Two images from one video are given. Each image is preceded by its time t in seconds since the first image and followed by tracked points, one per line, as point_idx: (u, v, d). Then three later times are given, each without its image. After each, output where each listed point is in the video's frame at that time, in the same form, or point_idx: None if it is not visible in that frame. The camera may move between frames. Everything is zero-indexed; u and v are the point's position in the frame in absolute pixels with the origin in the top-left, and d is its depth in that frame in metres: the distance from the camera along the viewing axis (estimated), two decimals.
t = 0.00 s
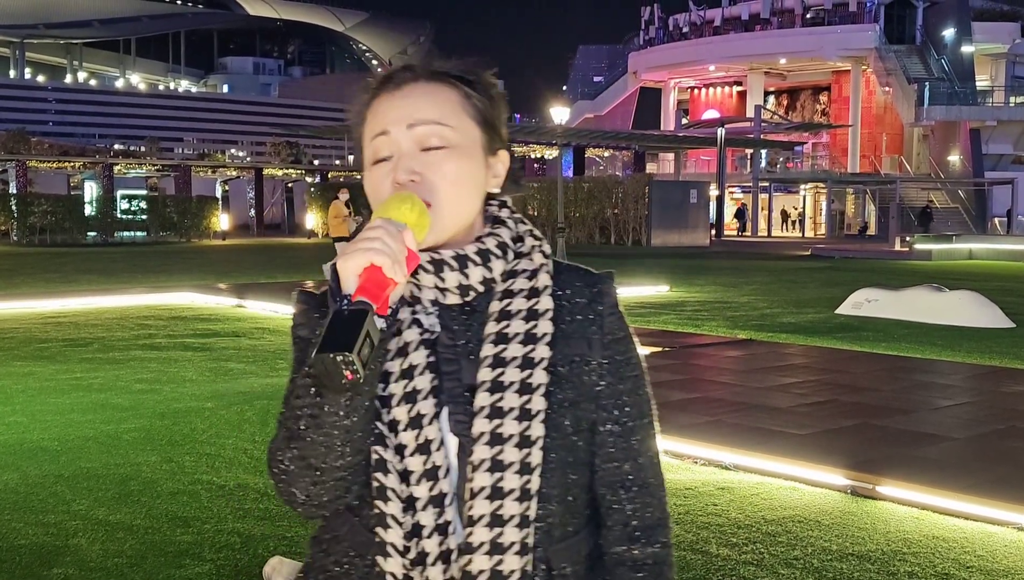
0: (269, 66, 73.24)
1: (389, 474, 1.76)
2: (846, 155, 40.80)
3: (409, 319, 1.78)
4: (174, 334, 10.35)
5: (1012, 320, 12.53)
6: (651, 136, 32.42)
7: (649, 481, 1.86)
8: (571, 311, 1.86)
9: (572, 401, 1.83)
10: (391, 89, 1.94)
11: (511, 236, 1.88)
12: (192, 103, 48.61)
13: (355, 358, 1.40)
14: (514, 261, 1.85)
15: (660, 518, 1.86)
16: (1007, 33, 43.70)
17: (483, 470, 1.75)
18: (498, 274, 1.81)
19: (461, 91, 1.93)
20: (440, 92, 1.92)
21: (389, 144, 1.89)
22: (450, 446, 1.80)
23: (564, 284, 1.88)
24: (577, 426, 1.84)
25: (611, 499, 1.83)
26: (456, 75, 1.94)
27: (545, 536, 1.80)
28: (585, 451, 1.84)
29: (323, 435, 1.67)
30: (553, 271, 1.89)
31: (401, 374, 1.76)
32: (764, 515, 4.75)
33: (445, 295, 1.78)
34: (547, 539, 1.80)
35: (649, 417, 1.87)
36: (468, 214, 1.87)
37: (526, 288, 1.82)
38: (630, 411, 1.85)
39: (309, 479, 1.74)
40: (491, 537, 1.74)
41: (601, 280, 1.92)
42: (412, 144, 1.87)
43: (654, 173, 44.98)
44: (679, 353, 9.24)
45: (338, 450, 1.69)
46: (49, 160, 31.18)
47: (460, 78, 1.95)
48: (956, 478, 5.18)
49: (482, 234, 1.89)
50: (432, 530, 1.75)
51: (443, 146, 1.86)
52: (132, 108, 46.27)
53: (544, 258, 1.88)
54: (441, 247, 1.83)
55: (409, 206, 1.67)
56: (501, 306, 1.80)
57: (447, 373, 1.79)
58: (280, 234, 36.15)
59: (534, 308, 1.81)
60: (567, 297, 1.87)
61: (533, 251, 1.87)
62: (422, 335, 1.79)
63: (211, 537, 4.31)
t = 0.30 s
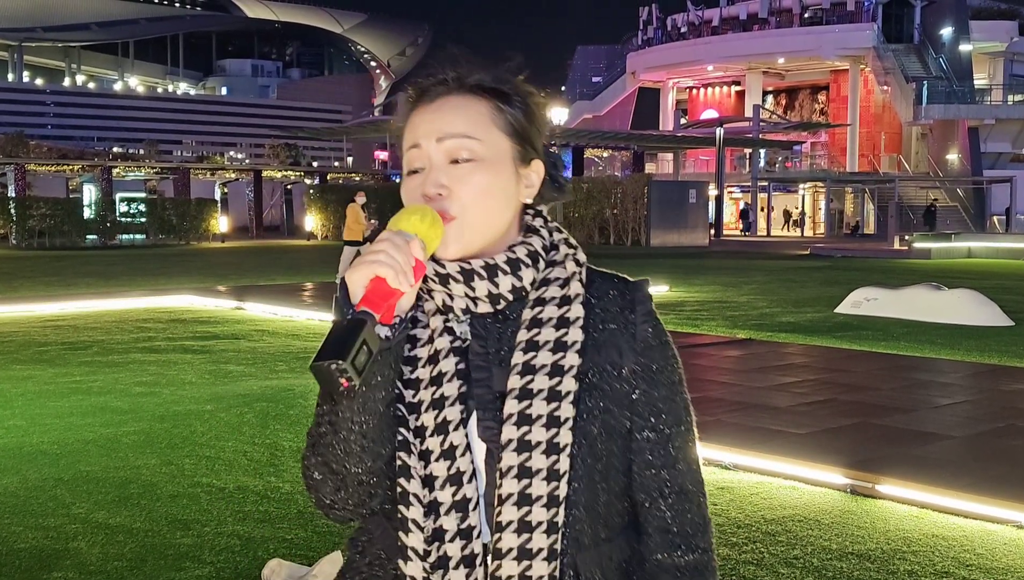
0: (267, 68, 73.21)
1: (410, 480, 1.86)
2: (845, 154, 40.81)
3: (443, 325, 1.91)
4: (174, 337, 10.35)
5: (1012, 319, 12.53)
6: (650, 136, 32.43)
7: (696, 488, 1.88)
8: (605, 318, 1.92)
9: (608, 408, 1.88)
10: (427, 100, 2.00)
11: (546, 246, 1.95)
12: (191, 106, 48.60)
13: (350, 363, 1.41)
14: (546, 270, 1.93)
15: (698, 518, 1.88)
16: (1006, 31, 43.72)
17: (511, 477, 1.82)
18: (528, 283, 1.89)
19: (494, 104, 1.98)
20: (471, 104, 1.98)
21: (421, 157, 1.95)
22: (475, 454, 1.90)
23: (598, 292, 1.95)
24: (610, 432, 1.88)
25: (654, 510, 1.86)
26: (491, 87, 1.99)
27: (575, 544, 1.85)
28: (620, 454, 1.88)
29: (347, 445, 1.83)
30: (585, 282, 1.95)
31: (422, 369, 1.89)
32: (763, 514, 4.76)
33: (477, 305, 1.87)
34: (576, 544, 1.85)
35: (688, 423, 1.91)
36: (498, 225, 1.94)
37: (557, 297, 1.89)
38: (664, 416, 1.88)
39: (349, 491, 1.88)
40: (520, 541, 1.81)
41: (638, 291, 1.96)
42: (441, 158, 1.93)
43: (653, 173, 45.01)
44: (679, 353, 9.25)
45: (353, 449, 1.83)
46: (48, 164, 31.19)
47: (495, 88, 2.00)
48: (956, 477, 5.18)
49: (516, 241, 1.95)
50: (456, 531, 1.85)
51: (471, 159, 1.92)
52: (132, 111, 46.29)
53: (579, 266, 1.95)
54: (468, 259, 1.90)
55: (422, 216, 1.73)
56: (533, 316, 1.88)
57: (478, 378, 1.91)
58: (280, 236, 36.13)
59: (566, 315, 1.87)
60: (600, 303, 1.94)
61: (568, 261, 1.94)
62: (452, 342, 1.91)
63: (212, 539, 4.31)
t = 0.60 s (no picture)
0: (266, 70, 73.28)
1: (400, 473, 1.99)
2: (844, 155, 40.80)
3: (452, 321, 2.01)
4: (173, 338, 10.34)
5: (1011, 319, 12.53)
6: (650, 137, 32.43)
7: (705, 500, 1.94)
8: (612, 324, 1.95)
9: (607, 419, 1.94)
10: (449, 94, 2.07)
11: (559, 243, 2.00)
12: (190, 108, 48.61)
13: (311, 350, 1.62)
14: (555, 271, 1.97)
15: (701, 532, 1.94)
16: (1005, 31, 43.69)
17: (499, 480, 1.88)
18: (534, 282, 1.95)
19: (508, 101, 2.03)
20: (486, 100, 2.03)
21: (433, 150, 2.02)
22: (467, 453, 1.99)
23: (610, 294, 1.98)
24: (608, 438, 1.94)
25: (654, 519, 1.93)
26: (505, 83, 2.04)
27: (563, 547, 1.92)
28: (619, 461, 1.95)
29: (324, 422, 2.05)
30: (596, 284, 1.98)
31: (426, 360, 2.00)
32: (762, 514, 4.76)
33: (485, 300, 1.93)
34: (564, 551, 1.92)
35: (695, 439, 1.95)
36: (507, 220, 2.00)
37: (563, 302, 1.92)
38: (667, 428, 1.93)
39: (333, 441, 2.05)
40: (505, 543, 1.88)
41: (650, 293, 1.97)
42: (450, 152, 1.99)
43: (653, 174, 45.01)
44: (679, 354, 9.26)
45: (344, 435, 2.05)
46: (47, 166, 31.16)
47: (516, 85, 2.04)
48: (955, 477, 5.18)
49: (526, 239, 2.00)
50: (438, 529, 1.95)
51: (479, 153, 1.98)
52: (131, 112, 46.28)
53: (590, 269, 1.97)
54: (474, 255, 1.96)
55: (417, 208, 1.81)
56: (539, 317, 1.92)
57: (479, 378, 1.98)
58: (280, 238, 36.09)
59: (570, 319, 1.91)
60: (610, 303, 1.97)
61: (580, 262, 1.97)
62: (457, 338, 2.00)
63: (211, 540, 4.31)
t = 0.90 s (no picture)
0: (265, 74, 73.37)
1: (375, 471, 1.96)
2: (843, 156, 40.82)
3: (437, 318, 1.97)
4: (173, 343, 10.33)
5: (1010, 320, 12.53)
6: (649, 138, 32.35)
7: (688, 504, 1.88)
8: (595, 329, 1.91)
9: (586, 423, 1.89)
10: (446, 91, 2.07)
11: (549, 243, 1.97)
12: (189, 113, 48.64)
13: (272, 340, 1.56)
14: (542, 271, 1.93)
15: (685, 538, 1.87)
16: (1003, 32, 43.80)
17: (472, 482, 1.84)
18: (519, 283, 1.91)
19: (499, 99, 2.02)
20: (479, 97, 2.02)
21: (423, 148, 2.01)
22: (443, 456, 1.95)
23: (595, 298, 1.94)
24: (590, 444, 1.89)
25: (630, 525, 1.87)
26: (503, 82, 2.03)
27: (536, 552, 1.86)
28: (600, 463, 1.89)
29: (297, 415, 2.01)
30: (581, 288, 1.94)
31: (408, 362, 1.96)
32: (763, 516, 4.76)
33: (467, 302, 1.91)
34: (537, 557, 1.87)
35: (677, 445, 1.88)
36: (494, 218, 1.97)
37: (548, 304, 1.88)
38: (652, 432, 1.87)
39: (302, 436, 2.03)
40: (475, 547, 1.84)
41: (639, 302, 1.92)
42: (439, 148, 1.97)
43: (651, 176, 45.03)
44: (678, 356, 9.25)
45: (316, 426, 2.00)
46: (47, 171, 31.20)
47: (509, 85, 2.04)
48: (956, 479, 5.18)
49: (514, 239, 1.97)
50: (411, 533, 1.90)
51: (468, 149, 1.97)
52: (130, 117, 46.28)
53: (576, 273, 1.93)
54: (460, 254, 1.93)
55: (400, 205, 1.82)
56: (523, 317, 1.88)
57: (459, 380, 1.94)
58: (280, 242, 36.12)
59: (553, 323, 1.87)
60: (594, 309, 1.93)
61: (566, 267, 1.93)
62: (440, 339, 1.98)
63: (211, 545, 4.31)
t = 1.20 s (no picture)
0: (264, 79, 73.42)
1: (326, 478, 1.90)
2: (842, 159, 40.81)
3: (398, 328, 1.94)
4: (173, 348, 10.32)
5: (1010, 322, 12.53)
6: (648, 142, 32.32)
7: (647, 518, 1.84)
8: (558, 337, 1.87)
9: (546, 434, 1.84)
10: (407, 99, 2.04)
11: (513, 252, 1.93)
12: (189, 118, 48.65)
13: (221, 336, 1.51)
14: (505, 279, 1.90)
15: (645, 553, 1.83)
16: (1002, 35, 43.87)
17: (427, 489, 1.80)
18: (481, 291, 1.87)
19: (460, 108, 2.00)
20: (439, 106, 2.00)
21: (384, 156, 1.98)
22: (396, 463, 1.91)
23: (558, 307, 1.90)
24: (550, 454, 1.84)
25: (588, 536, 1.82)
26: (466, 91, 2.02)
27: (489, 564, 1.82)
28: (557, 474, 1.85)
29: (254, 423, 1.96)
30: (545, 297, 1.91)
31: (366, 368, 1.93)
32: (763, 519, 4.76)
33: (430, 308, 1.88)
34: (490, 569, 1.82)
35: (638, 456, 1.85)
36: (457, 227, 1.94)
37: (510, 311, 1.85)
38: (615, 448, 1.84)
39: (255, 441, 1.97)
40: (426, 553, 1.79)
41: (602, 314, 1.88)
42: (399, 157, 1.94)
43: (651, 179, 45.03)
44: (678, 359, 9.25)
45: (271, 430, 1.95)
46: (47, 176, 31.25)
47: (473, 94, 2.02)
48: (956, 481, 5.18)
49: (477, 248, 1.94)
50: (359, 541, 1.85)
51: (428, 157, 1.94)
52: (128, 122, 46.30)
53: (540, 282, 1.90)
54: (422, 262, 1.90)
55: (363, 208, 1.79)
56: (484, 324, 1.85)
57: (418, 387, 1.90)
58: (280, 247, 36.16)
59: (514, 331, 1.83)
60: (558, 317, 1.89)
61: (529, 276, 1.91)
62: (400, 345, 1.92)
63: (211, 550, 4.31)
